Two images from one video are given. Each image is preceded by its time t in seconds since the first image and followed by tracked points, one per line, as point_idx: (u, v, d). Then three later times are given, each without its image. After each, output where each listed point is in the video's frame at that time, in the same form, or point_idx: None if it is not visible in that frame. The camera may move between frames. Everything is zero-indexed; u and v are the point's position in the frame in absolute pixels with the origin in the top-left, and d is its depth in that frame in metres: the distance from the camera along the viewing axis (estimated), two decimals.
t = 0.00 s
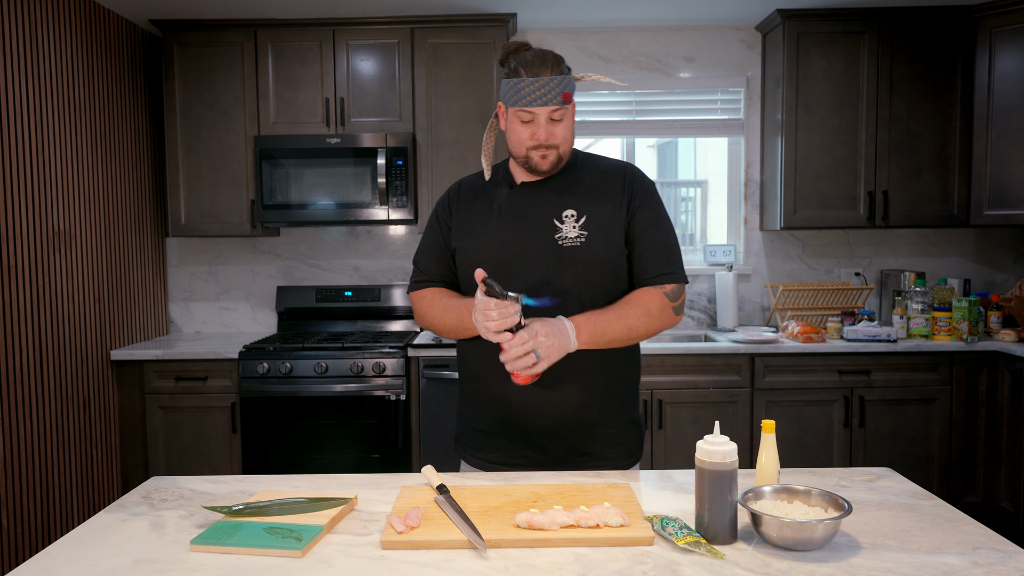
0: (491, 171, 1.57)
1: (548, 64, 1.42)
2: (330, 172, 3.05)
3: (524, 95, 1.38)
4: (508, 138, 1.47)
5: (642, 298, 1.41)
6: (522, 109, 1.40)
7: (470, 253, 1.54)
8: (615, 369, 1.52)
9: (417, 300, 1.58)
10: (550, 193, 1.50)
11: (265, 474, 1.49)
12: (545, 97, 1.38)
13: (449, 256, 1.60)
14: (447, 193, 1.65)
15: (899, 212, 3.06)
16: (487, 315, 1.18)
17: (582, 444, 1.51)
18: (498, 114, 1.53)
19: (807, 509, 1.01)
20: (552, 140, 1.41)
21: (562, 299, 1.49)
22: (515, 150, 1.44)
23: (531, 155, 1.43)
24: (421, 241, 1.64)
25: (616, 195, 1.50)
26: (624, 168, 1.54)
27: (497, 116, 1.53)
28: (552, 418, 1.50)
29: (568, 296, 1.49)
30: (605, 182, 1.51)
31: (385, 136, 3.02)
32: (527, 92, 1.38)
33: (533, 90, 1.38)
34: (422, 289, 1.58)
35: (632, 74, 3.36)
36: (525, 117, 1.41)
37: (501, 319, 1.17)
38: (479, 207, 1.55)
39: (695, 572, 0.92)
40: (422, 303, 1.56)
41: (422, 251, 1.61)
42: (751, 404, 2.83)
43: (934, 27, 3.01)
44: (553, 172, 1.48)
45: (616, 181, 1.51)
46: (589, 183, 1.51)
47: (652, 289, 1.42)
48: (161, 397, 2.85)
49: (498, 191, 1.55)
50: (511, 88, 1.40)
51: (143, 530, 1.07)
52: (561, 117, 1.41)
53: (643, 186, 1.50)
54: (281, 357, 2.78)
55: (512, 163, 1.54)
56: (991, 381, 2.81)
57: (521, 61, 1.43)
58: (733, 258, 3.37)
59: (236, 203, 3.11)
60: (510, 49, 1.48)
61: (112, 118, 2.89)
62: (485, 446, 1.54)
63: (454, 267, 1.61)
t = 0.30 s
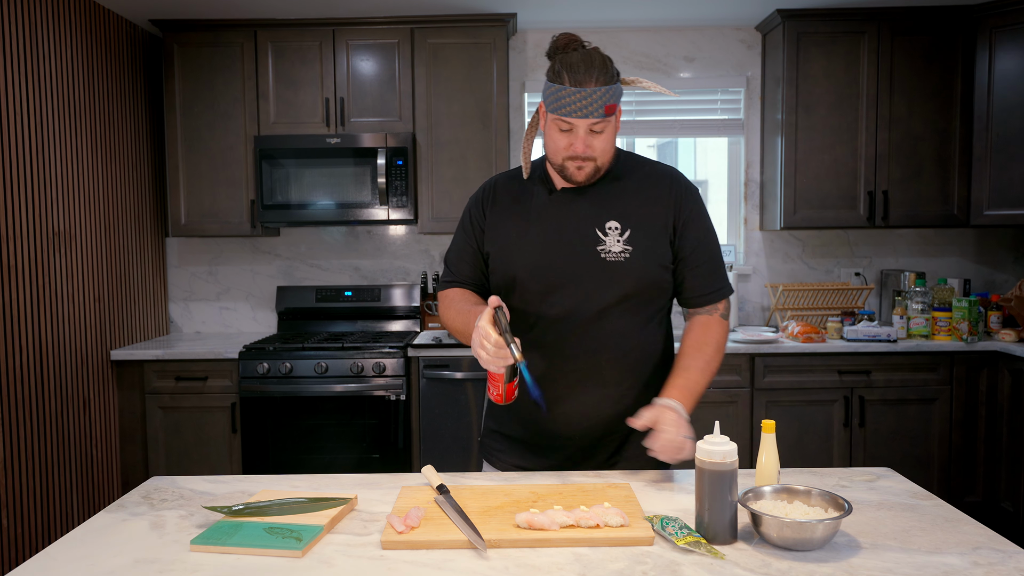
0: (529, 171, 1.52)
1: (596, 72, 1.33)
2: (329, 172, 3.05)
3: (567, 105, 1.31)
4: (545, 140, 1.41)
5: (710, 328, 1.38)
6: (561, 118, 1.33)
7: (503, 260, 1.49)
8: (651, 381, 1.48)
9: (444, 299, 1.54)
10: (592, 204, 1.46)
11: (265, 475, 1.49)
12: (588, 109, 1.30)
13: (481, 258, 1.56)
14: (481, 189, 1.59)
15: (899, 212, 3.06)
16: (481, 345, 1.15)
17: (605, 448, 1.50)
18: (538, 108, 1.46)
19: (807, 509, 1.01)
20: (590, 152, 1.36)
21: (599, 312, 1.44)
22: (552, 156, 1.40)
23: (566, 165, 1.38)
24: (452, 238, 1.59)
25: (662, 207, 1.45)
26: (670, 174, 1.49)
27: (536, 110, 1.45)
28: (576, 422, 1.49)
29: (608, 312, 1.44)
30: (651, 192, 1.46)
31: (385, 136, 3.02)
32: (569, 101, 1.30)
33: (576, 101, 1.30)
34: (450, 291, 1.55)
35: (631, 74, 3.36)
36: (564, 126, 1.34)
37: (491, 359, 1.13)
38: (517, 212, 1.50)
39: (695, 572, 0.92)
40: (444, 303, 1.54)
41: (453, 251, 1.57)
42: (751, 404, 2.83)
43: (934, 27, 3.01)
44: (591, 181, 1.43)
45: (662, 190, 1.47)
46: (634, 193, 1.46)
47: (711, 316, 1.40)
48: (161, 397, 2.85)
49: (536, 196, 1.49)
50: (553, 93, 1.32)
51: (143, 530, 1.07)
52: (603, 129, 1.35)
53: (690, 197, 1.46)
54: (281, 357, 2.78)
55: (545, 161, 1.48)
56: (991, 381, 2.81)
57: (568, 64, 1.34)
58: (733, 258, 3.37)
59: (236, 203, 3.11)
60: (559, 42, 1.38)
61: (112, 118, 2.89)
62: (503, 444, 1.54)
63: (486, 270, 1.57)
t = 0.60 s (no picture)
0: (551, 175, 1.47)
1: (623, 85, 1.19)
2: (329, 172, 3.05)
3: (586, 128, 1.20)
4: (563, 151, 1.32)
5: (733, 349, 1.39)
6: (581, 139, 1.23)
7: (520, 272, 1.46)
8: (660, 387, 1.48)
9: (455, 309, 1.50)
10: (608, 216, 1.43)
11: (265, 475, 1.49)
12: (609, 135, 1.20)
13: (495, 268, 1.51)
14: (492, 194, 1.53)
15: (899, 212, 3.06)
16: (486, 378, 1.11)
17: (616, 453, 1.50)
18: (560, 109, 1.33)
19: (807, 509, 1.01)
20: (607, 175, 1.28)
21: (616, 328, 1.43)
22: (568, 171, 1.32)
23: (582, 184, 1.31)
24: (463, 246, 1.53)
25: (679, 217, 1.44)
26: (685, 177, 1.46)
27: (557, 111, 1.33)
28: (590, 428, 1.49)
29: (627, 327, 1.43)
30: (668, 200, 1.44)
31: (385, 136, 3.02)
32: (589, 123, 1.20)
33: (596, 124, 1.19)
34: (462, 301, 1.51)
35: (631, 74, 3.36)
36: (583, 147, 1.25)
37: (497, 394, 1.10)
38: (533, 225, 1.46)
39: (695, 572, 0.92)
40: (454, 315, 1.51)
41: (465, 262, 1.52)
42: (751, 403, 2.83)
43: (934, 27, 3.01)
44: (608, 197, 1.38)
45: (678, 196, 1.45)
46: (651, 202, 1.44)
47: (726, 332, 1.41)
48: (161, 397, 2.85)
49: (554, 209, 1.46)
50: (574, 111, 1.21)
51: (143, 530, 1.07)
52: (623, 153, 1.25)
53: (707, 200, 1.45)
54: (281, 357, 2.78)
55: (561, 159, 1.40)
56: (991, 381, 2.81)
57: (594, 72, 1.20)
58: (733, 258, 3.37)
59: (236, 203, 3.11)
60: (586, 41, 1.23)
61: (112, 117, 2.89)
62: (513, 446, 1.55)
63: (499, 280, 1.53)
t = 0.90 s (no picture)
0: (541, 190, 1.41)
1: (619, 104, 1.14)
2: (330, 172, 3.05)
3: (578, 152, 1.16)
4: (556, 169, 1.29)
5: (719, 351, 1.39)
6: (573, 163, 1.19)
7: (508, 280, 1.44)
8: (646, 386, 1.49)
9: (441, 320, 1.47)
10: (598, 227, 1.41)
11: (265, 475, 1.49)
12: (601, 159, 1.16)
13: (481, 275, 1.48)
14: (475, 203, 1.50)
15: (899, 212, 3.06)
16: (480, 394, 1.11)
17: (602, 453, 1.52)
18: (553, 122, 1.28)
19: (807, 509, 1.01)
20: (599, 197, 1.25)
21: (605, 334, 1.42)
22: (561, 189, 1.29)
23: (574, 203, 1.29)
24: (447, 257, 1.50)
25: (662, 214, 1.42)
26: (668, 173, 1.45)
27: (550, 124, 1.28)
28: (576, 429, 1.50)
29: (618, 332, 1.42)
30: (651, 198, 1.43)
31: (385, 136, 3.02)
32: (581, 147, 1.15)
33: (589, 148, 1.15)
34: (448, 312, 1.47)
35: (631, 74, 3.36)
36: (575, 170, 1.21)
37: (490, 408, 1.11)
38: (520, 232, 1.43)
39: (695, 572, 0.92)
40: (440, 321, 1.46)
41: (450, 270, 1.48)
42: (751, 404, 2.83)
43: (934, 27, 3.01)
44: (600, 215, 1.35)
45: (664, 194, 1.43)
46: (634, 201, 1.43)
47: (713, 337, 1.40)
48: (161, 397, 2.85)
49: (541, 217, 1.42)
50: (566, 133, 1.16)
51: (143, 530, 1.07)
52: (616, 176, 1.21)
53: (688, 193, 1.44)
54: (281, 358, 2.78)
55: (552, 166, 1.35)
56: (991, 381, 2.81)
57: (589, 89, 1.15)
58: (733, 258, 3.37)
59: (236, 203, 3.11)
60: (580, 55, 1.19)
61: (112, 117, 2.89)
62: (496, 450, 1.55)
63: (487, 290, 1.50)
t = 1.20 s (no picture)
0: (529, 196, 1.42)
1: (612, 110, 1.14)
2: (330, 172, 3.05)
3: (570, 161, 1.17)
4: (550, 180, 1.30)
5: (714, 352, 1.40)
6: (566, 171, 1.19)
7: (502, 282, 1.42)
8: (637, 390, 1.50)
9: (429, 320, 1.43)
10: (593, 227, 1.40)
11: (265, 475, 1.49)
12: (594, 168, 1.16)
13: (473, 277, 1.46)
14: (466, 204, 1.47)
15: (899, 212, 3.06)
16: (476, 400, 1.08)
17: (593, 455, 1.51)
18: (545, 131, 1.29)
19: (808, 509, 1.01)
20: (594, 204, 1.27)
21: (600, 336, 1.42)
22: (556, 199, 1.31)
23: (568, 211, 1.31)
24: (437, 257, 1.46)
25: (656, 215, 1.42)
26: (661, 175, 1.45)
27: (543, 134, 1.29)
28: (568, 431, 1.49)
29: (614, 334, 1.43)
30: (645, 200, 1.43)
31: (385, 136, 3.02)
32: (574, 155, 1.16)
33: (583, 157, 1.15)
34: (438, 312, 1.43)
35: (632, 74, 3.36)
36: (568, 178, 1.22)
37: (486, 415, 1.08)
38: (513, 234, 1.42)
39: (695, 572, 0.92)
40: (431, 323, 1.42)
41: (441, 272, 1.44)
42: (751, 404, 2.83)
43: (934, 27, 3.01)
44: (593, 224, 1.37)
45: (657, 196, 1.43)
46: (629, 204, 1.43)
47: (708, 335, 1.41)
48: (161, 397, 2.85)
49: (535, 220, 1.41)
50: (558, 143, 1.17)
51: (143, 530, 1.07)
52: (610, 184, 1.22)
53: (681, 194, 1.44)
54: (281, 357, 2.78)
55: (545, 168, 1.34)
56: (991, 381, 2.81)
57: (582, 96, 1.15)
58: (733, 258, 3.37)
59: (236, 203, 3.11)
60: (573, 60, 1.18)
61: (112, 117, 2.89)
62: (485, 453, 1.54)
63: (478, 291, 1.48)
